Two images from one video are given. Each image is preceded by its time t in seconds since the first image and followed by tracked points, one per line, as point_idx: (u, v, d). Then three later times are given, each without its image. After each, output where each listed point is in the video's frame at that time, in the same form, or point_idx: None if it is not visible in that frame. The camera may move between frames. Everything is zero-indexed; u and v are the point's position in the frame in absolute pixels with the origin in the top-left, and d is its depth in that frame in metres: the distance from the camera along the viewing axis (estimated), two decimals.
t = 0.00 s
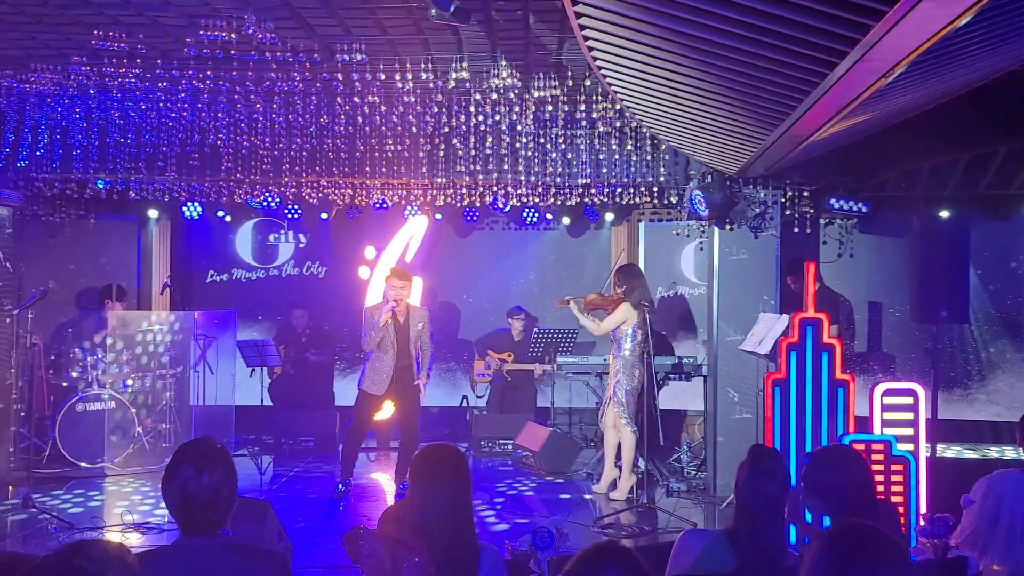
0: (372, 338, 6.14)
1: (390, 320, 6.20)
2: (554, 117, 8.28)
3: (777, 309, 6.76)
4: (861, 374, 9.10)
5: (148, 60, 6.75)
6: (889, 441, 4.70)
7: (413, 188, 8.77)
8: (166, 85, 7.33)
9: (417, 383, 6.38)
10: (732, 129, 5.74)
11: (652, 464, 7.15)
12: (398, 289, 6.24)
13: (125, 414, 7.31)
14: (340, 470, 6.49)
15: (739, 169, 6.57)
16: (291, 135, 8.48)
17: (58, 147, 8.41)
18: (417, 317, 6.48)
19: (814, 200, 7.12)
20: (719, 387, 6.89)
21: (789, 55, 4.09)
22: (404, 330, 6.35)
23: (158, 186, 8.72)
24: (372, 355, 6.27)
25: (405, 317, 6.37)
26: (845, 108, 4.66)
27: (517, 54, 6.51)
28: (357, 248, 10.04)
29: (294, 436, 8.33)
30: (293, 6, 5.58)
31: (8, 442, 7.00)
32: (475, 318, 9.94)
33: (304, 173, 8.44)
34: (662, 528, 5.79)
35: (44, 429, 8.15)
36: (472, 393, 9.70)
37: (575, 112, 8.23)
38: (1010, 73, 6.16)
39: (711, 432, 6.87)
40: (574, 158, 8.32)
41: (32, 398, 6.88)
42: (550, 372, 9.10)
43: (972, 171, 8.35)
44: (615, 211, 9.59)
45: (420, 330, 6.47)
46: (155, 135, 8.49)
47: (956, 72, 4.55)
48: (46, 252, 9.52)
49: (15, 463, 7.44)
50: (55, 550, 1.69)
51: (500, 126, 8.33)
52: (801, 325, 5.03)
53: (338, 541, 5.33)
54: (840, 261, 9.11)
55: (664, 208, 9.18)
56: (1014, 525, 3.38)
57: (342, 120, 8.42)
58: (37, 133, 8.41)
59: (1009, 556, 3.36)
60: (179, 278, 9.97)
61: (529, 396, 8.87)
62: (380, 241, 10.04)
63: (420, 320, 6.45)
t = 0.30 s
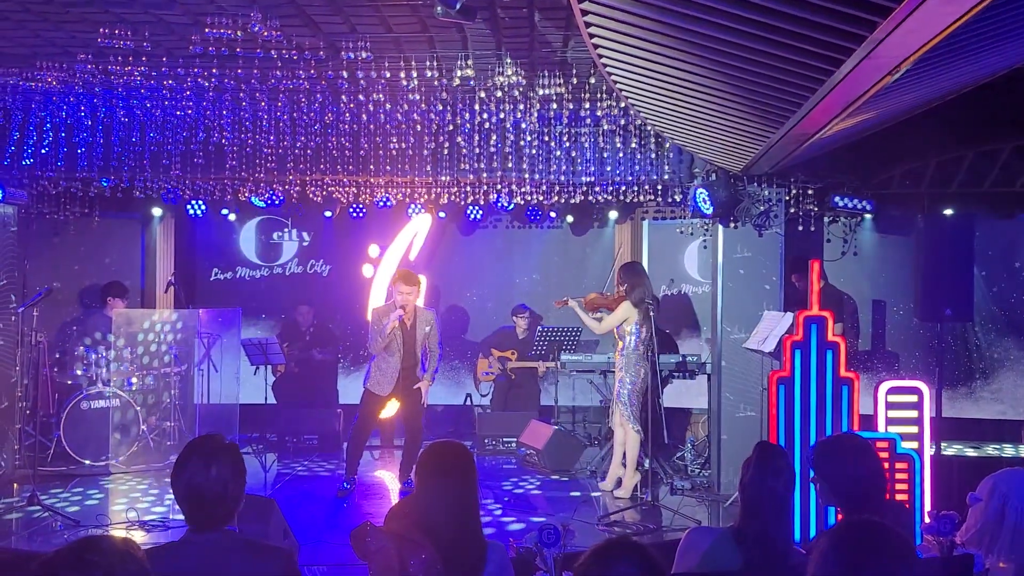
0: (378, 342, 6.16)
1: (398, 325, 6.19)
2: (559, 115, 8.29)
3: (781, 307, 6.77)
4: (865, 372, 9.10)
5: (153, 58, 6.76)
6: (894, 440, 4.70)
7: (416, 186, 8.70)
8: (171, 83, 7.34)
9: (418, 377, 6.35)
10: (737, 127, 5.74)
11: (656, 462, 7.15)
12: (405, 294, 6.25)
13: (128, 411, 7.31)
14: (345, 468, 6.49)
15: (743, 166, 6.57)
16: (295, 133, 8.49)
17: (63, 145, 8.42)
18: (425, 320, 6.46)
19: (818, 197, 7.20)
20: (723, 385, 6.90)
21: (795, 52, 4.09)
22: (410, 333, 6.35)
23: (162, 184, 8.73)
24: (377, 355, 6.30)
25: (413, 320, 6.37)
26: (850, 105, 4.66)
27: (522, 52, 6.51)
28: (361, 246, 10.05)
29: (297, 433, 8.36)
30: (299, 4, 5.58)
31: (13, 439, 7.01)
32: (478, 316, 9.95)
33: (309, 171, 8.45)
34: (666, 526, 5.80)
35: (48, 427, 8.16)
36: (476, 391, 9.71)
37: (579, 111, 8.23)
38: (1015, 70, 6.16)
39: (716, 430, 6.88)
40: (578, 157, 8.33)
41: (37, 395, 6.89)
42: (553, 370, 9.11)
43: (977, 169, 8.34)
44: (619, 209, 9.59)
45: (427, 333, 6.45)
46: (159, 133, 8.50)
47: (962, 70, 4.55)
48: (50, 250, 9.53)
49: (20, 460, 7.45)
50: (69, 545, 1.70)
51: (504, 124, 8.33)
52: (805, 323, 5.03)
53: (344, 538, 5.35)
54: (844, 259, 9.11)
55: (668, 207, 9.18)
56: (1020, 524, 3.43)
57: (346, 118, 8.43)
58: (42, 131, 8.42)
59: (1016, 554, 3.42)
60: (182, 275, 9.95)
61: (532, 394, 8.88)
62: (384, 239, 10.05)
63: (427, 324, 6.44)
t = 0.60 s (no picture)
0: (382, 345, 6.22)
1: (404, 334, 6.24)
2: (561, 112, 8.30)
3: (784, 303, 6.78)
4: (867, 368, 9.10)
5: (157, 54, 6.76)
6: (897, 435, 4.71)
7: (419, 182, 8.69)
8: (175, 79, 7.34)
9: (420, 375, 6.36)
10: (740, 123, 5.73)
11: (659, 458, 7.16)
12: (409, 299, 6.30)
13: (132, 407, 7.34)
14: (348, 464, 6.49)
15: (746, 163, 6.57)
16: (298, 129, 8.48)
17: (66, 141, 8.43)
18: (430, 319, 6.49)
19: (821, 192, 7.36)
20: (726, 381, 6.91)
21: (799, 47, 4.08)
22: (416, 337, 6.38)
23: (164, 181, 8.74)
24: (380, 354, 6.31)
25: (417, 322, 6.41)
26: (854, 100, 4.65)
27: (525, 48, 6.51)
28: (364, 243, 10.05)
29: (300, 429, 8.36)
30: None
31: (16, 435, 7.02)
32: (480, 313, 9.95)
33: (312, 168, 8.46)
34: (668, 522, 5.81)
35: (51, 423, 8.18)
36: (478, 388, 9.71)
37: (582, 107, 8.22)
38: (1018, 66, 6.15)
39: (718, 426, 6.90)
40: (581, 153, 8.33)
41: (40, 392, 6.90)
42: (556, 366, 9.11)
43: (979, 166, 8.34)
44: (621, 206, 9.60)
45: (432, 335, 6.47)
46: (162, 129, 8.51)
47: (966, 65, 4.54)
48: (53, 246, 9.54)
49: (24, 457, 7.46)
50: (76, 538, 1.70)
51: (507, 120, 8.32)
52: (808, 319, 5.02)
53: (348, 534, 5.35)
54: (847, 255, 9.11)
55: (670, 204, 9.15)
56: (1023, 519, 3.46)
57: (349, 114, 8.42)
58: (45, 127, 8.43)
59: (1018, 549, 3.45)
60: (187, 268, 9.99)
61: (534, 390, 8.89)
62: (386, 236, 10.06)
63: (432, 326, 6.45)
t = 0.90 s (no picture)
0: (383, 346, 6.22)
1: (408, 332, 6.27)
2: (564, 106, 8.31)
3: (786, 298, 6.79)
4: (869, 363, 9.11)
5: (160, 49, 6.76)
6: (901, 430, 4.71)
7: (421, 178, 8.70)
8: (178, 74, 7.33)
9: (423, 373, 6.36)
10: (743, 117, 5.73)
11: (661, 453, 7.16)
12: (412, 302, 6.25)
13: (135, 402, 7.34)
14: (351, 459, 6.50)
15: (748, 157, 6.57)
16: (300, 124, 8.48)
17: (68, 137, 8.42)
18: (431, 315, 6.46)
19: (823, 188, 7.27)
20: (728, 376, 6.94)
21: (803, 40, 4.08)
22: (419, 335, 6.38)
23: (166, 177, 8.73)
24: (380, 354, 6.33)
25: (421, 320, 6.39)
26: (858, 94, 4.64)
27: (528, 43, 6.51)
28: (366, 238, 10.06)
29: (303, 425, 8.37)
30: None
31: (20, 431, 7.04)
32: (482, 308, 9.96)
33: (314, 163, 8.47)
34: (671, 516, 5.82)
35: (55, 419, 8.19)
36: (481, 384, 9.73)
37: (584, 102, 8.23)
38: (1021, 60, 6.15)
39: (720, 420, 6.93)
40: (583, 148, 8.34)
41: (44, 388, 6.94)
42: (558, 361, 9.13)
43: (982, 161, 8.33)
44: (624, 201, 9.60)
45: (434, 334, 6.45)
46: (165, 124, 8.51)
47: (969, 58, 4.54)
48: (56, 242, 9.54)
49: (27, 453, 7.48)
50: (85, 529, 1.70)
51: (510, 115, 8.32)
52: (811, 313, 5.02)
53: (352, 528, 5.37)
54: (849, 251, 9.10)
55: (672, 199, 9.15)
56: None
57: (351, 109, 8.42)
58: (47, 123, 8.42)
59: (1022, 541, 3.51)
60: (188, 265, 9.95)
61: (536, 385, 8.90)
62: (388, 231, 10.05)
63: (434, 325, 6.45)
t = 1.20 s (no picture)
0: (388, 345, 6.24)
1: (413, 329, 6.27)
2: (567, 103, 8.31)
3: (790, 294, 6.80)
4: (873, 360, 9.10)
5: (165, 46, 6.76)
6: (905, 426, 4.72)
7: (424, 175, 8.70)
8: (182, 72, 7.34)
9: (427, 372, 6.36)
10: (747, 112, 5.72)
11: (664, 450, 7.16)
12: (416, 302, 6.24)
13: (139, 400, 7.38)
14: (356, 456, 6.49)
15: (752, 153, 6.57)
16: (304, 121, 8.48)
17: (73, 134, 8.44)
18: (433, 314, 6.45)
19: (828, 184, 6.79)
20: (732, 373, 6.97)
21: (808, 34, 4.07)
22: (422, 333, 6.38)
23: (170, 175, 8.73)
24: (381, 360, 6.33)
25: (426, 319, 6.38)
26: (862, 89, 4.63)
27: (532, 39, 6.51)
28: (369, 236, 10.07)
29: (307, 423, 8.37)
30: None
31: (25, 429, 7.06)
32: (485, 306, 9.96)
33: (318, 160, 8.48)
34: (675, 512, 5.83)
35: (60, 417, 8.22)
36: (485, 381, 9.73)
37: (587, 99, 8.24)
38: None
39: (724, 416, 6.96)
40: (586, 145, 8.34)
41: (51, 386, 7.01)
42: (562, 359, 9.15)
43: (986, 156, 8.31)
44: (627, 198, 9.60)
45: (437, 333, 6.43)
46: (169, 122, 8.52)
47: (975, 53, 4.53)
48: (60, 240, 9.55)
49: (32, 450, 7.50)
50: (92, 521, 1.71)
51: (513, 112, 8.33)
52: (815, 309, 5.02)
53: (356, 525, 5.38)
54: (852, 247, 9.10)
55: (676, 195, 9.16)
56: None
57: (355, 106, 8.42)
58: (51, 121, 8.40)
59: None
60: (191, 264, 10.00)
61: (540, 382, 8.91)
62: (391, 229, 10.06)
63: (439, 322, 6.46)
